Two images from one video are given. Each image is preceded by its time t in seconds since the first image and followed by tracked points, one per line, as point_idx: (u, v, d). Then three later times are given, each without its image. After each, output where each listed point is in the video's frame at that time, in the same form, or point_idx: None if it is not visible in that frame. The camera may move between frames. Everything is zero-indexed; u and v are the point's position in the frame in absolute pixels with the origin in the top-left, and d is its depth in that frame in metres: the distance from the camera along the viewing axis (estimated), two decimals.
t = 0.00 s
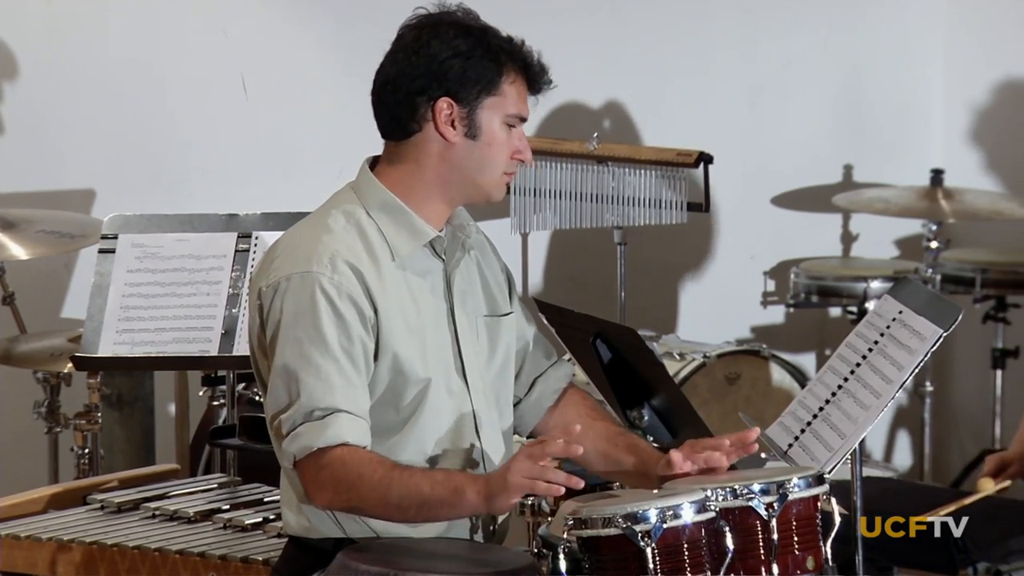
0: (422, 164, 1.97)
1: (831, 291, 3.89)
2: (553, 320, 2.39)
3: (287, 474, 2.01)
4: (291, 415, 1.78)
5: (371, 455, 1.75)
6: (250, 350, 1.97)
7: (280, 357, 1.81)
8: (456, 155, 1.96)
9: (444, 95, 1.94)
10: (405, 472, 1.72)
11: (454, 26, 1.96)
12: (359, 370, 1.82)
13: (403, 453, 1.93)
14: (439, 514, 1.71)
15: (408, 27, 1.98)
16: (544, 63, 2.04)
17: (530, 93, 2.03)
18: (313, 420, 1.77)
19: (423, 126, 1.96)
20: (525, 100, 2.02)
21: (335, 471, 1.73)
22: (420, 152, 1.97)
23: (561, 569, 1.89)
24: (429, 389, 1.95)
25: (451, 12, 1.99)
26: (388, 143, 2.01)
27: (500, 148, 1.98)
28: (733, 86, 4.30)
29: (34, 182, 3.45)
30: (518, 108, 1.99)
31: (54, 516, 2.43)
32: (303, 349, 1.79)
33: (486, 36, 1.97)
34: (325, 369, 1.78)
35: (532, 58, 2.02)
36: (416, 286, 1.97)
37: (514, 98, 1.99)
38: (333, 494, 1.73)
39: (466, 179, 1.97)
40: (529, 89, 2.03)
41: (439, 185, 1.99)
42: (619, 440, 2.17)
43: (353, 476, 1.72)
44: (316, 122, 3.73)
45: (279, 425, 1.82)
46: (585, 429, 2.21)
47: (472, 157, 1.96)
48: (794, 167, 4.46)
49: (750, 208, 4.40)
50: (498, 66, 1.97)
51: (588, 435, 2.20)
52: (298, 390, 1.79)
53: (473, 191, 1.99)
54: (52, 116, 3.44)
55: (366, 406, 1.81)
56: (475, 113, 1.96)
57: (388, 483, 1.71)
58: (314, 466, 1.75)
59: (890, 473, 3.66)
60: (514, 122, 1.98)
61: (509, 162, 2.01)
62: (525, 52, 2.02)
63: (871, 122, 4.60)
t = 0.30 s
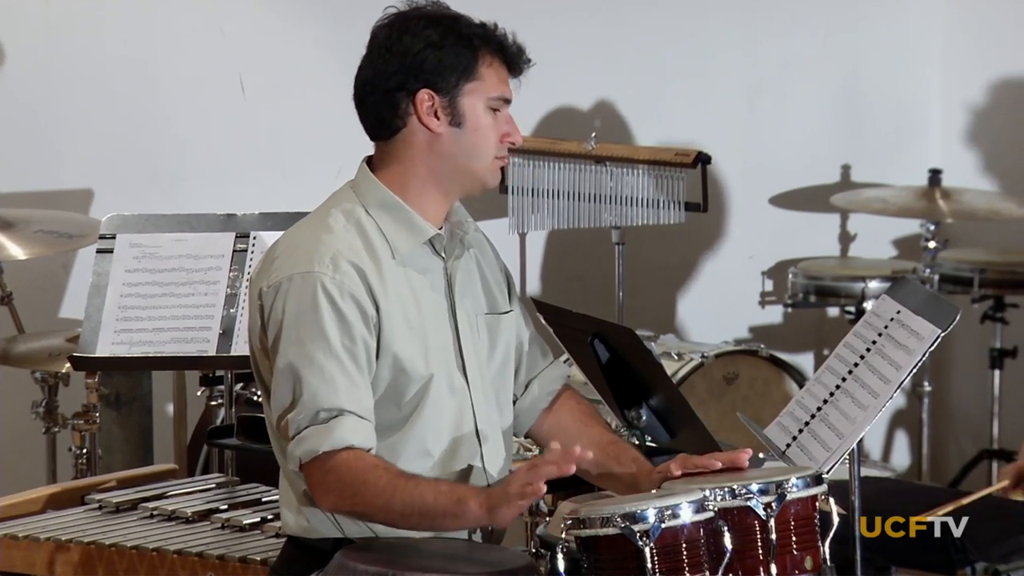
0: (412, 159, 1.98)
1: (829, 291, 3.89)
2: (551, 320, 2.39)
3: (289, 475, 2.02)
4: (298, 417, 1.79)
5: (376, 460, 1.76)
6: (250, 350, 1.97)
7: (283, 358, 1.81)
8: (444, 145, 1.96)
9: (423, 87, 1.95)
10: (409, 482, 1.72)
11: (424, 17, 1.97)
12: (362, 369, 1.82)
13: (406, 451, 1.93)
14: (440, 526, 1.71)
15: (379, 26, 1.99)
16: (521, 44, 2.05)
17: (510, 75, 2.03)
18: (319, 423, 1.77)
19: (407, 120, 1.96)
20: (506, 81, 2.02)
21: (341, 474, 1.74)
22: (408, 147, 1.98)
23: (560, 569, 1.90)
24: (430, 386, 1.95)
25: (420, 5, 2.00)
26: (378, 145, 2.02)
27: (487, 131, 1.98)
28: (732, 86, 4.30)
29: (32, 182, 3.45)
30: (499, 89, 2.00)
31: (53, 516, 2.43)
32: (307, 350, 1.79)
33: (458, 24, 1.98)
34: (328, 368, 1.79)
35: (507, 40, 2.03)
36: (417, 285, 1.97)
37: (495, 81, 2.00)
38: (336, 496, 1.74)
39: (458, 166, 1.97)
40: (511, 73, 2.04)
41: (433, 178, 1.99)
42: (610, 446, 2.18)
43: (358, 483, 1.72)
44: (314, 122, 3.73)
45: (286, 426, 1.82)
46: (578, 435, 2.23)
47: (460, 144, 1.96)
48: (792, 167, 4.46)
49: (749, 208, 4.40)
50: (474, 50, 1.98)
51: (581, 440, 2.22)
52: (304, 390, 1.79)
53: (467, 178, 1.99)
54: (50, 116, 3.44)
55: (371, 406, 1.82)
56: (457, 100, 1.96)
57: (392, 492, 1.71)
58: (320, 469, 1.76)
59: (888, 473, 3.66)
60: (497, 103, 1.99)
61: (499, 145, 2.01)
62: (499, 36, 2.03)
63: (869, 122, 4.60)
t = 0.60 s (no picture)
0: (416, 163, 1.98)
1: (829, 291, 3.89)
2: (551, 320, 2.39)
3: (286, 475, 2.02)
4: (303, 419, 1.79)
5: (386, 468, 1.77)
6: (247, 353, 1.96)
7: (281, 359, 1.81)
8: (446, 155, 1.97)
9: (436, 94, 1.95)
10: (419, 499, 1.73)
11: (447, 26, 1.97)
12: (361, 370, 1.83)
13: (402, 452, 1.93)
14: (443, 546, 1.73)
15: (403, 25, 1.99)
16: (541, 64, 2.03)
17: (526, 94, 2.02)
18: (325, 425, 1.77)
19: (415, 125, 1.97)
20: (520, 101, 2.02)
21: (349, 479, 1.74)
22: (413, 151, 1.98)
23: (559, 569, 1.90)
24: (428, 387, 1.95)
25: (446, 12, 1.99)
26: (383, 144, 2.02)
27: (493, 148, 1.98)
28: (731, 86, 4.30)
29: (32, 182, 3.45)
30: (511, 110, 1.99)
31: (52, 516, 2.43)
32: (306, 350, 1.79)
33: (479, 36, 1.98)
34: (327, 369, 1.79)
35: (528, 58, 2.02)
36: (414, 287, 1.98)
37: (508, 100, 1.99)
38: (343, 500, 1.75)
39: (458, 178, 1.98)
40: (526, 91, 2.03)
41: (434, 184, 1.99)
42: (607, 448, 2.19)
43: (365, 490, 1.73)
44: (314, 122, 3.72)
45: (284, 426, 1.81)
46: (573, 437, 2.22)
47: (463, 157, 1.97)
48: (792, 167, 4.46)
49: (748, 208, 4.40)
50: (492, 66, 1.97)
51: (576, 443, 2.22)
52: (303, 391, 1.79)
53: (467, 190, 1.99)
54: (50, 116, 3.44)
55: (372, 407, 1.82)
56: (467, 113, 1.96)
57: (398, 506, 1.72)
58: (327, 471, 1.76)
59: (888, 473, 3.66)
60: (507, 123, 1.98)
61: (502, 163, 2.00)
62: (521, 52, 2.02)
63: (869, 122, 4.60)
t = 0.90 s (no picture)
0: (412, 162, 1.98)
1: (828, 291, 3.89)
2: (551, 319, 2.39)
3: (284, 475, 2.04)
4: (318, 419, 1.79)
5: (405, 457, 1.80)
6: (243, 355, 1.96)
7: (286, 360, 1.82)
8: (442, 154, 1.97)
9: (431, 94, 1.95)
10: (451, 477, 1.78)
11: (442, 25, 1.96)
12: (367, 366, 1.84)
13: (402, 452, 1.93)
14: (484, 518, 1.78)
15: (398, 24, 1.98)
16: (536, 62, 2.03)
17: (520, 92, 2.03)
18: (341, 424, 1.78)
19: (410, 125, 1.97)
20: (515, 98, 2.02)
21: (374, 473, 1.76)
22: (409, 151, 1.98)
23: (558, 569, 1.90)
24: (428, 386, 1.96)
25: (442, 10, 1.99)
26: (379, 143, 2.02)
27: (489, 146, 1.99)
28: (730, 86, 4.30)
29: (31, 182, 3.45)
30: (506, 108, 2.00)
31: (51, 516, 2.43)
32: (313, 349, 1.80)
33: (474, 35, 1.97)
34: (335, 368, 1.80)
35: (522, 56, 2.02)
36: (412, 286, 1.98)
37: (503, 98, 1.99)
38: (370, 494, 1.76)
39: (454, 177, 1.98)
40: (521, 89, 2.03)
41: (430, 183, 1.99)
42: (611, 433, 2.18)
43: (395, 480, 1.76)
44: (313, 121, 3.72)
45: (294, 428, 1.81)
46: (578, 425, 2.22)
47: (459, 156, 1.97)
48: (791, 167, 4.46)
49: (747, 208, 4.40)
50: (486, 64, 1.97)
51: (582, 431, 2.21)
52: (310, 391, 1.80)
53: (462, 189, 2.00)
54: (50, 116, 3.44)
55: (383, 402, 1.84)
56: (462, 111, 1.96)
57: (433, 488, 1.76)
58: (346, 469, 1.77)
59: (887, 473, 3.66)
60: (502, 121, 1.99)
61: (498, 161, 2.01)
62: (516, 50, 2.02)
63: (868, 122, 4.60)
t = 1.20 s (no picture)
0: (407, 162, 1.99)
1: (828, 291, 3.89)
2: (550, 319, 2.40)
3: (284, 476, 2.05)
4: (354, 416, 1.78)
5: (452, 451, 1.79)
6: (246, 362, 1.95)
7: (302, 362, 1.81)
8: (437, 153, 1.97)
9: (423, 94, 1.95)
10: (500, 469, 1.77)
11: (431, 23, 1.96)
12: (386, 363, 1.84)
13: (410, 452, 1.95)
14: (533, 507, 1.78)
15: (387, 24, 1.98)
16: (526, 55, 2.03)
17: (513, 86, 2.03)
18: (377, 421, 1.77)
19: (403, 125, 1.97)
20: (507, 93, 2.02)
21: (421, 466, 1.76)
22: (403, 151, 1.99)
23: (558, 569, 1.90)
24: (433, 384, 1.97)
25: (431, 8, 1.98)
26: (373, 144, 2.02)
27: (483, 143, 1.99)
28: (730, 86, 4.30)
29: (31, 182, 3.45)
30: (499, 103, 2.00)
31: (51, 516, 2.43)
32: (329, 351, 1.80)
33: (463, 32, 1.97)
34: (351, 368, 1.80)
35: (513, 51, 2.01)
36: (414, 285, 1.98)
37: (495, 93, 2.00)
38: (418, 488, 1.76)
39: (451, 175, 1.99)
40: (513, 83, 2.03)
41: (426, 182, 2.00)
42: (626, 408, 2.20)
43: (445, 476, 1.75)
44: (313, 121, 3.72)
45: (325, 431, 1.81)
46: (589, 407, 2.22)
47: (454, 154, 1.97)
48: (791, 167, 4.46)
49: (746, 208, 4.40)
50: (477, 61, 1.97)
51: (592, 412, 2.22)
52: (330, 392, 1.79)
53: (459, 187, 2.00)
54: (50, 116, 3.44)
55: (406, 395, 1.83)
56: (455, 109, 1.96)
57: (484, 481, 1.76)
58: (391, 466, 1.76)
59: (887, 473, 3.66)
60: (496, 117, 1.99)
61: (493, 156, 2.02)
62: (506, 45, 2.02)
63: (868, 121, 4.60)
